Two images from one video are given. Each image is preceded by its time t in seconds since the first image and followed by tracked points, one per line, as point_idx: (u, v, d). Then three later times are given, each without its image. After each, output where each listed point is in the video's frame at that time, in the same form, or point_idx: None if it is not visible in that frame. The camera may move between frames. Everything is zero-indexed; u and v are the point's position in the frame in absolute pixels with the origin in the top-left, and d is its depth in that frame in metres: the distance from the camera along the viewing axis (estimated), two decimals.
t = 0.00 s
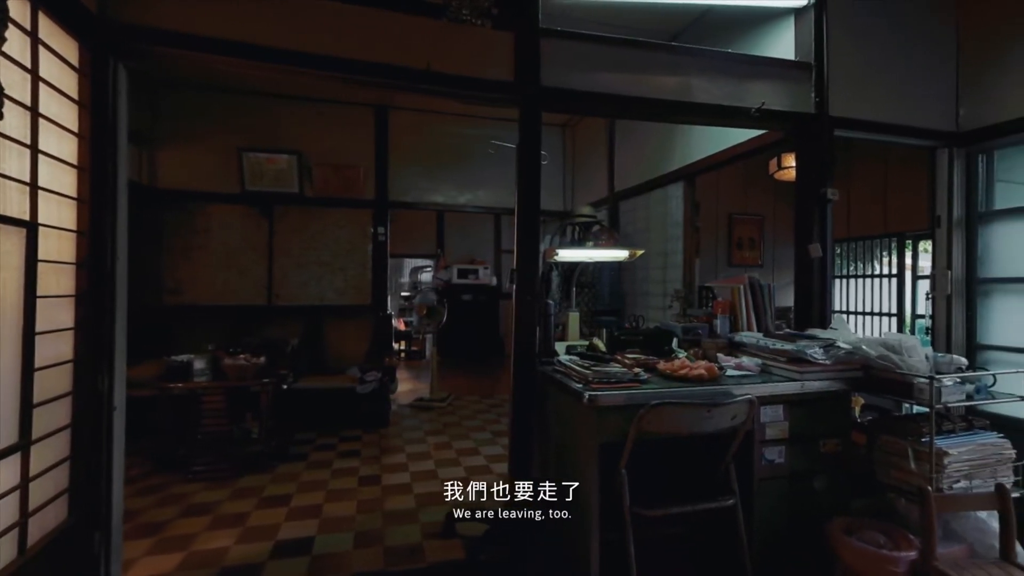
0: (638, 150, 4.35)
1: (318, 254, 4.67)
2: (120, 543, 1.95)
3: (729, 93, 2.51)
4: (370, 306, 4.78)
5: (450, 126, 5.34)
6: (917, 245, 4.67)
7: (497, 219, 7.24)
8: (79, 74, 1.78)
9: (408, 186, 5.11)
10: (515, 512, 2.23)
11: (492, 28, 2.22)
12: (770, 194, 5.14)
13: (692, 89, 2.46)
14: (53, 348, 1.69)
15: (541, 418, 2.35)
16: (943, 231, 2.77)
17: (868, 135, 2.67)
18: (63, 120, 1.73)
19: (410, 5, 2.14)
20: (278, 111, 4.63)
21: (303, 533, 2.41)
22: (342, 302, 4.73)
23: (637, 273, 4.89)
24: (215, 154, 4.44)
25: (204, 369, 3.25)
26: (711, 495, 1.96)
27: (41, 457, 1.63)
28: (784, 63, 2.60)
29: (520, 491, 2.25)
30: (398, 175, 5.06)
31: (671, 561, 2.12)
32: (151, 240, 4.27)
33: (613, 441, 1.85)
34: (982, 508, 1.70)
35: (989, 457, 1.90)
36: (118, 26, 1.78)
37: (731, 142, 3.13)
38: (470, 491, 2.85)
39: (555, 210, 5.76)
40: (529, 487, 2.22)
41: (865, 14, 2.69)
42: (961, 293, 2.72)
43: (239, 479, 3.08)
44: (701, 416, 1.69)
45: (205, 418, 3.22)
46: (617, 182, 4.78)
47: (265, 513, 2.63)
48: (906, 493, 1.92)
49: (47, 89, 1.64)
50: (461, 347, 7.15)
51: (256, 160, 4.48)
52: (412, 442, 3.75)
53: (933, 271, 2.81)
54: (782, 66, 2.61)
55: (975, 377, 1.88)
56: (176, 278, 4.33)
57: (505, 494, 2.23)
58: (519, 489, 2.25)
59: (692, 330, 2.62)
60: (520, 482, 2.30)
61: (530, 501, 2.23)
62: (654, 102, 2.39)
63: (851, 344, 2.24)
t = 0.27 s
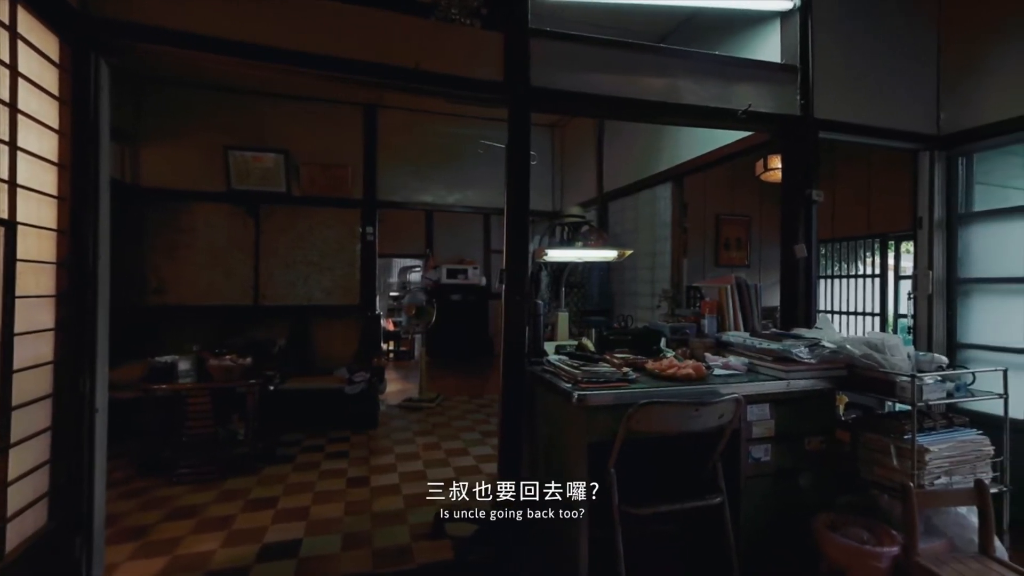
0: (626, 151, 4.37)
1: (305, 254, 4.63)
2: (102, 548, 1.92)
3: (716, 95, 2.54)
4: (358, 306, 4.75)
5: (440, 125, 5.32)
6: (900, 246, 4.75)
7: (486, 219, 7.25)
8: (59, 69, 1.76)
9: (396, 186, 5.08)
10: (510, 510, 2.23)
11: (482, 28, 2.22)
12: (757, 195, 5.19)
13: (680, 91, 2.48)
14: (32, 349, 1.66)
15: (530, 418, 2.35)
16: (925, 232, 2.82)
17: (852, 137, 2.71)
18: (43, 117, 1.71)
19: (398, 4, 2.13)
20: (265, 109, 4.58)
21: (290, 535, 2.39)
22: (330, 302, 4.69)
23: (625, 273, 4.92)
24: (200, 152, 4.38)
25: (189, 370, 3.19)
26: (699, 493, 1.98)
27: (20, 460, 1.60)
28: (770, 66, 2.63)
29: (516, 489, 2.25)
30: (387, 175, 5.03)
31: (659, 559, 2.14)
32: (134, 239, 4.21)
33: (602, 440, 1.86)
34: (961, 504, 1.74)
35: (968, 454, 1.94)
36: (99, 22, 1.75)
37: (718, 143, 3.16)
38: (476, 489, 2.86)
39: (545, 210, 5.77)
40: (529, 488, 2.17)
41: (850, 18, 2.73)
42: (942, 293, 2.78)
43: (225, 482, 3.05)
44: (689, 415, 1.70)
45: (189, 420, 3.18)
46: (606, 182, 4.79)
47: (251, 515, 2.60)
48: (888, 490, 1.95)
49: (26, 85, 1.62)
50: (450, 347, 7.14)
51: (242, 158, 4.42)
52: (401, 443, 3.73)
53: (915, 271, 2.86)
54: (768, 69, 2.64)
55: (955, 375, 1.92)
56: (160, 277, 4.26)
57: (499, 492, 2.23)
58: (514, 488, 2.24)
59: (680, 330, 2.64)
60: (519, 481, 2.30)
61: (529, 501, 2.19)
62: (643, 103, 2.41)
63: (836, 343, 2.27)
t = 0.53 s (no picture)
0: (615, 152, 4.40)
1: (293, 254, 4.59)
2: (84, 552, 1.88)
3: (704, 97, 2.56)
4: (346, 306, 4.72)
5: (429, 125, 5.31)
6: (882, 246, 4.83)
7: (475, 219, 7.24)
8: (39, 64, 1.70)
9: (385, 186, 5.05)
10: (511, 510, 2.24)
11: (471, 28, 2.22)
12: (743, 196, 5.25)
13: (668, 92, 2.50)
14: (12, 351, 1.61)
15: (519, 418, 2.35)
16: (907, 232, 2.88)
17: (837, 140, 2.75)
18: (22, 113, 1.64)
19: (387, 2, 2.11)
20: (252, 107, 4.53)
21: (278, 538, 2.36)
22: (318, 302, 4.65)
23: (614, 273, 4.94)
24: (185, 150, 4.32)
25: (173, 372, 3.17)
26: (687, 491, 1.99)
27: None
28: (756, 68, 2.66)
29: (518, 490, 2.25)
30: (376, 174, 5.00)
31: (648, 558, 2.15)
32: (117, 239, 4.14)
33: (591, 440, 1.87)
34: (943, 500, 1.77)
35: (949, 451, 1.98)
36: (81, 16, 1.71)
37: (705, 145, 3.19)
38: (476, 489, 2.87)
39: (534, 210, 5.78)
40: (529, 488, 2.13)
41: (834, 22, 2.77)
42: (923, 293, 2.84)
43: (210, 485, 3.00)
44: (678, 413, 1.72)
45: (174, 422, 3.13)
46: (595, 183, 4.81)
47: (238, 518, 2.57)
48: (872, 487, 1.98)
49: (5, 81, 1.56)
50: (439, 347, 7.12)
51: (227, 156, 4.37)
52: (389, 444, 3.71)
53: (897, 271, 2.91)
54: (755, 71, 2.67)
55: (936, 373, 1.96)
56: (144, 278, 4.20)
57: (501, 492, 2.26)
58: (515, 488, 2.24)
59: (668, 329, 2.66)
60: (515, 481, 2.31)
61: (530, 501, 2.16)
62: (632, 104, 2.42)
63: (821, 342, 2.30)
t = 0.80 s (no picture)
0: (604, 153, 4.41)
1: (280, 253, 4.54)
2: (64, 558, 1.84)
3: (692, 98, 2.58)
4: (334, 306, 4.68)
5: (418, 124, 5.29)
6: (866, 247, 4.90)
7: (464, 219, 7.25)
8: (17, 59, 1.67)
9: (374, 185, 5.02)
10: (510, 511, 2.21)
11: (460, 27, 2.21)
12: (730, 197, 5.30)
13: (656, 94, 2.51)
14: None
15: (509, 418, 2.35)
16: (890, 233, 2.93)
17: (822, 142, 2.79)
18: None
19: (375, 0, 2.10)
20: (238, 105, 4.47)
21: (264, 541, 2.34)
22: (305, 302, 4.61)
23: (603, 273, 4.96)
24: (170, 148, 4.26)
25: (157, 373, 3.11)
26: (674, 490, 2.01)
27: None
28: (743, 71, 2.69)
29: (517, 489, 2.18)
30: (364, 174, 4.97)
31: (637, 556, 2.16)
32: (99, 238, 4.07)
33: (579, 439, 1.87)
34: (924, 496, 1.80)
35: (930, 448, 2.02)
36: (61, 11, 1.68)
37: (693, 146, 3.21)
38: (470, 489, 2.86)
39: (523, 210, 5.79)
40: (527, 488, 2.06)
41: (819, 26, 2.81)
42: (905, 293, 2.89)
43: (195, 488, 2.96)
44: (665, 413, 1.73)
45: (157, 424, 3.09)
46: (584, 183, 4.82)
47: (223, 521, 2.54)
48: (855, 484, 2.01)
49: None
50: (428, 347, 7.08)
51: (213, 155, 4.31)
52: (377, 445, 3.69)
53: (881, 271, 2.96)
54: (741, 73, 2.70)
55: (918, 372, 2.00)
56: (127, 277, 4.13)
57: (501, 492, 2.24)
58: (514, 488, 2.20)
59: (656, 329, 2.68)
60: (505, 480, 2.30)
61: (529, 502, 2.09)
62: (620, 105, 2.44)
63: (806, 341, 2.33)
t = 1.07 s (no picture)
0: (593, 153, 4.43)
1: (267, 253, 4.50)
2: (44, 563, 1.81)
3: (680, 100, 2.61)
4: (323, 306, 4.64)
5: (407, 123, 5.27)
6: (850, 248, 4.98)
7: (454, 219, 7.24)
8: None
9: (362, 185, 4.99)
10: (513, 510, 2.08)
11: (449, 26, 2.21)
12: (718, 198, 5.35)
13: (645, 95, 2.53)
14: None
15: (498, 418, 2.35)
16: (873, 234, 2.98)
17: (807, 144, 2.83)
18: None
19: None
20: (224, 103, 4.42)
21: (251, 543, 2.31)
22: (293, 302, 4.57)
23: (592, 273, 4.98)
24: (154, 145, 4.19)
25: (140, 374, 3.11)
26: (663, 488, 2.02)
27: None
28: (730, 73, 2.72)
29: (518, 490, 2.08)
30: (353, 173, 4.94)
31: (626, 555, 2.17)
32: (81, 237, 3.99)
33: (569, 439, 1.88)
34: (906, 492, 1.83)
35: (912, 445, 2.05)
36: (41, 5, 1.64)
37: (681, 147, 3.24)
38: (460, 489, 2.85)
39: (513, 210, 5.79)
40: (518, 489, 2.06)
41: (804, 29, 2.85)
42: (888, 293, 2.94)
43: (180, 491, 2.92)
44: (653, 412, 1.74)
45: (141, 426, 3.04)
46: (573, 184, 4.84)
47: (209, 524, 2.51)
48: (839, 481, 2.04)
49: None
50: (418, 347, 7.05)
51: (198, 153, 4.26)
52: (366, 446, 3.67)
53: (864, 272, 3.01)
54: (728, 75, 2.72)
55: (900, 370, 2.03)
56: (110, 277, 4.07)
57: (501, 492, 2.15)
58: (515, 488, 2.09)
59: (645, 329, 2.70)
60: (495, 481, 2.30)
61: (530, 502, 1.97)
62: (609, 106, 2.45)
63: (792, 341, 2.36)
